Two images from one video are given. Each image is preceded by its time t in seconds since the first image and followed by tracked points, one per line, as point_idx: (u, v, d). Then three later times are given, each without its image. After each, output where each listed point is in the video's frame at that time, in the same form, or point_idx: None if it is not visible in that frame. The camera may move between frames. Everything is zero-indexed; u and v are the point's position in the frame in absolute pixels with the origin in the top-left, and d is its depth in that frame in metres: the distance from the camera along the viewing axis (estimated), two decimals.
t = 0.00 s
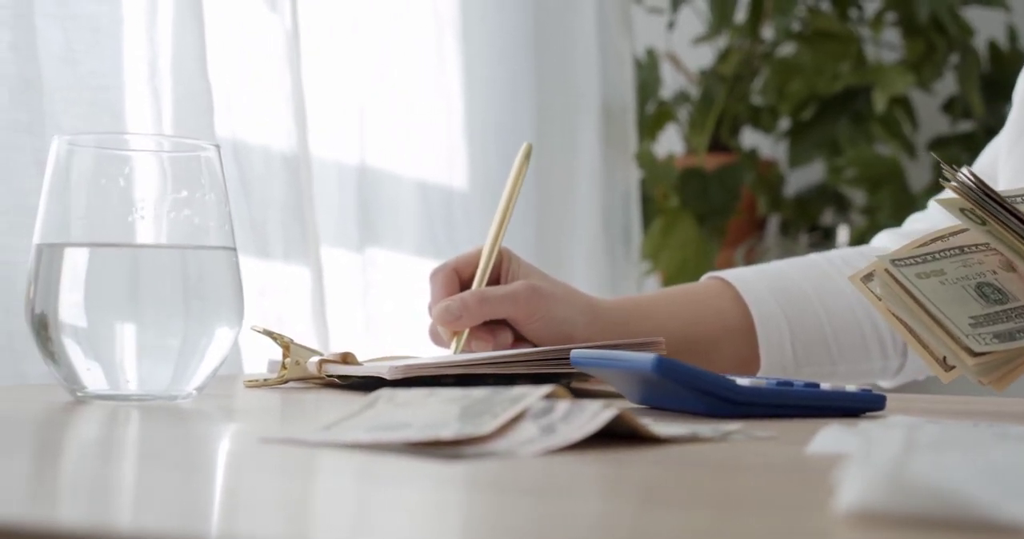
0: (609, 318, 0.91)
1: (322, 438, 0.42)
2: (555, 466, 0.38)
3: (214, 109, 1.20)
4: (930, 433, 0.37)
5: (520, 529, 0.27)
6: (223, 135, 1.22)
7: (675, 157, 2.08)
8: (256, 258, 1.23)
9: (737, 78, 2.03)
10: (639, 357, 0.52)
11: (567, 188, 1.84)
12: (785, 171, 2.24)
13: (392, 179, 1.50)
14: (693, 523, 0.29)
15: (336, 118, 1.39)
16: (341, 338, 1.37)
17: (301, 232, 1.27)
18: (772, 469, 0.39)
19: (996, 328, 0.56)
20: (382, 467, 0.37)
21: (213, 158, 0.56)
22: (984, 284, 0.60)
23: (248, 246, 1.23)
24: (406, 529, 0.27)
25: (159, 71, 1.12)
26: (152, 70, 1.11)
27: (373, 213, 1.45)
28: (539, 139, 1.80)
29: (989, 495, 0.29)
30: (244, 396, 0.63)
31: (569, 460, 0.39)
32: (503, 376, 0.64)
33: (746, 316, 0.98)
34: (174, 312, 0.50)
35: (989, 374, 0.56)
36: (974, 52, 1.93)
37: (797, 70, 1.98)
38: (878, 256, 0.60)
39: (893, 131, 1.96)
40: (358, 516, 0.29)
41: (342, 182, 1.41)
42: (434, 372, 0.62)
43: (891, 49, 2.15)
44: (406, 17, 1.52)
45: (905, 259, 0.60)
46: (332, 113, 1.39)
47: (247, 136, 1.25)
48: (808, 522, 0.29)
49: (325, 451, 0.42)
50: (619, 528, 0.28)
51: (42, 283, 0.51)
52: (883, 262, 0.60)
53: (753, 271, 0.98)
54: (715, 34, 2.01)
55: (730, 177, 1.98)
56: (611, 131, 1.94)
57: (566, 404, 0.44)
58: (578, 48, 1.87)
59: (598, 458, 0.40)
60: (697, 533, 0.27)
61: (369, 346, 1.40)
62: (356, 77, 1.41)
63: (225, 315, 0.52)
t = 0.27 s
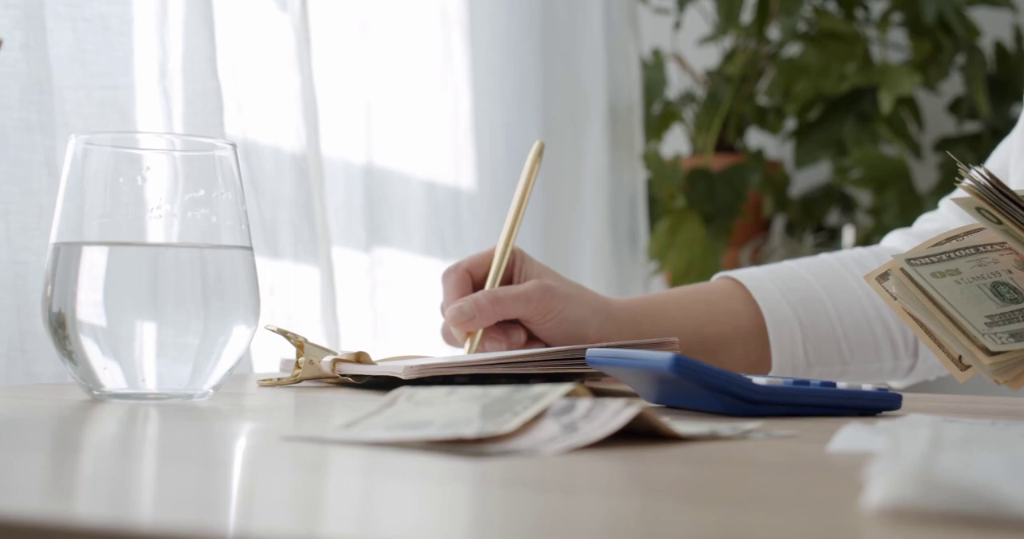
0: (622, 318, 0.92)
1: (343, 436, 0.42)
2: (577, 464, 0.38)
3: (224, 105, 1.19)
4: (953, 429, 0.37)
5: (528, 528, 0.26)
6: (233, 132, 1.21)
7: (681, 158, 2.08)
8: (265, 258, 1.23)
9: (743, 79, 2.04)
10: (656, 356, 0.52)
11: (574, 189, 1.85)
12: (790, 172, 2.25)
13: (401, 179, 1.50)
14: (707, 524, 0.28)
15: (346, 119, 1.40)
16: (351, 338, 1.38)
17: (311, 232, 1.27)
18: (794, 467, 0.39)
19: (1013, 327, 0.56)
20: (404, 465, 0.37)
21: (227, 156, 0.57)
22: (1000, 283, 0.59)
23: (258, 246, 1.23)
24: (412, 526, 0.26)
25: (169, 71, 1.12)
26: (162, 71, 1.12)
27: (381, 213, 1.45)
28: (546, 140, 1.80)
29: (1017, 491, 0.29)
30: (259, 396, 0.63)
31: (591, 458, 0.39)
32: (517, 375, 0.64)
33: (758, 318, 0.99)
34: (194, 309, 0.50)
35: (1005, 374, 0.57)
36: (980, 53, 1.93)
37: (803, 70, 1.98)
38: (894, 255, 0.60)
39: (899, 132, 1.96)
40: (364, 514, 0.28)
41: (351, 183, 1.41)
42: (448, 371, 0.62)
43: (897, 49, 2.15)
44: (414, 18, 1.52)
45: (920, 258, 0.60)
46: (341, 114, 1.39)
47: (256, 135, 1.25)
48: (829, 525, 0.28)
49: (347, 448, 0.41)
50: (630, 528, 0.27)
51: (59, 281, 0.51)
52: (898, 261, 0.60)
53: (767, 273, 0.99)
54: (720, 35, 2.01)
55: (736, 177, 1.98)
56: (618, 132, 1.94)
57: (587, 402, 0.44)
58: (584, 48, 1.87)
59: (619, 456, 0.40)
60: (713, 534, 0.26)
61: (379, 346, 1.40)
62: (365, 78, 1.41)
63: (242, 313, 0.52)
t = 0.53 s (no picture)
0: (631, 316, 0.92)
1: (360, 435, 0.42)
2: (595, 462, 0.38)
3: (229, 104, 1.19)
4: (972, 426, 0.37)
5: (535, 528, 0.26)
6: (238, 130, 1.21)
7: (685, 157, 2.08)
8: (272, 257, 1.23)
9: (747, 78, 2.04)
10: (669, 355, 0.52)
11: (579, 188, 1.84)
12: (794, 171, 2.25)
13: (406, 180, 1.50)
14: (720, 523, 0.27)
15: (351, 118, 1.40)
16: (357, 338, 1.38)
17: (317, 232, 1.27)
18: (812, 465, 0.39)
19: None
20: (422, 463, 0.37)
21: (241, 156, 0.56)
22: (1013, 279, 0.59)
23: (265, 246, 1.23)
24: (415, 526, 0.26)
25: (175, 71, 1.12)
26: (169, 71, 1.12)
27: (387, 213, 1.45)
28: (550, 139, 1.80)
29: None
30: (270, 395, 0.63)
31: (609, 456, 0.39)
32: (528, 375, 0.64)
33: (767, 317, 0.99)
34: (209, 308, 0.50)
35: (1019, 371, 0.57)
36: (985, 52, 1.93)
37: (807, 69, 1.98)
38: (905, 251, 0.60)
39: (903, 131, 1.96)
40: (369, 513, 0.28)
41: (357, 183, 1.41)
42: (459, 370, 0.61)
43: (901, 48, 2.15)
44: (418, 17, 1.52)
45: (932, 255, 0.60)
46: (347, 113, 1.39)
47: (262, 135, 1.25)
48: (847, 524, 0.28)
49: (365, 447, 0.41)
50: (640, 528, 0.26)
51: (72, 280, 0.51)
52: (910, 259, 0.60)
53: (775, 272, 0.98)
54: (724, 35, 2.01)
55: (741, 176, 1.98)
56: (622, 131, 1.94)
57: (603, 401, 0.44)
58: (588, 48, 1.87)
59: (637, 454, 0.40)
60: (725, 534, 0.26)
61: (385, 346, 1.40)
62: (370, 77, 1.41)
63: (256, 312, 0.52)
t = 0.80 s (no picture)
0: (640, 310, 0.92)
1: (378, 431, 0.42)
2: (613, 459, 0.38)
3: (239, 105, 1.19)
4: (992, 423, 0.37)
5: (532, 527, 0.25)
6: (247, 130, 1.21)
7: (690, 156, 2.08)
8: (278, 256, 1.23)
9: (752, 78, 2.04)
10: (683, 353, 0.52)
11: (583, 187, 1.84)
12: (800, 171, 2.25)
13: (412, 179, 1.51)
14: (726, 523, 0.27)
15: (358, 118, 1.40)
16: (363, 337, 1.38)
17: (323, 231, 1.27)
18: (831, 462, 0.38)
19: None
20: (441, 459, 0.37)
21: (254, 152, 0.56)
22: None
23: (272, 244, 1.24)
24: (411, 526, 0.25)
25: (183, 70, 1.12)
26: (177, 70, 1.12)
27: (393, 212, 1.45)
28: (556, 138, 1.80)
29: None
30: (282, 393, 0.64)
31: (627, 452, 0.39)
32: (541, 373, 0.64)
33: (779, 319, 1.00)
34: (224, 307, 0.50)
35: None
36: (991, 52, 1.92)
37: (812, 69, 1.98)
38: (919, 249, 0.60)
39: (909, 130, 1.96)
40: (369, 513, 0.27)
41: (364, 182, 1.41)
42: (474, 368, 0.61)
43: (906, 48, 2.15)
44: (424, 16, 1.52)
45: (945, 254, 0.60)
46: (354, 113, 1.39)
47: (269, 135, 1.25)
48: (866, 523, 0.27)
49: (383, 444, 0.41)
50: (642, 528, 0.25)
51: (87, 278, 0.51)
52: (923, 256, 0.59)
53: (789, 276, 0.99)
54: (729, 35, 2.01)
55: (746, 176, 1.98)
56: (627, 131, 1.95)
57: (620, 397, 0.44)
58: (593, 48, 1.87)
59: (655, 450, 0.40)
60: (734, 534, 0.25)
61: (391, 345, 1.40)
62: (377, 77, 1.42)
63: (270, 310, 0.52)
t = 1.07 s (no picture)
0: (646, 313, 0.92)
1: (394, 431, 0.42)
2: (630, 458, 0.38)
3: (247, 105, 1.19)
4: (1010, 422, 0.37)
5: (540, 528, 0.25)
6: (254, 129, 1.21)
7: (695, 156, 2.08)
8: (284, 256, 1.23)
9: (757, 78, 2.04)
10: (695, 352, 0.52)
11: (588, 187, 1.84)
12: (804, 171, 2.25)
13: (418, 180, 1.51)
14: (740, 523, 0.26)
15: (364, 118, 1.40)
16: (369, 337, 1.38)
17: (328, 230, 1.27)
18: (848, 461, 0.38)
19: None
20: (459, 459, 0.37)
21: (266, 151, 0.56)
22: None
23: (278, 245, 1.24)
24: (420, 525, 0.25)
25: (191, 70, 1.13)
26: (185, 70, 1.12)
27: (399, 212, 1.45)
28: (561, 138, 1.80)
29: None
30: (293, 393, 0.64)
31: (644, 451, 0.39)
32: (552, 373, 0.64)
33: (787, 317, 1.00)
34: (238, 307, 0.50)
35: None
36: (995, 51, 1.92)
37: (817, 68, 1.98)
38: (930, 248, 0.60)
39: (914, 130, 1.96)
40: (377, 512, 0.27)
41: (370, 183, 1.41)
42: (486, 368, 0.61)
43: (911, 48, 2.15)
44: (429, 17, 1.52)
45: (957, 253, 0.60)
46: (359, 113, 1.39)
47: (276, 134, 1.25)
48: (883, 522, 0.27)
49: (399, 443, 0.41)
50: (649, 529, 0.25)
51: (100, 279, 0.51)
52: (935, 255, 0.59)
53: (797, 272, 0.99)
54: (734, 35, 2.01)
55: (751, 176, 1.98)
56: (631, 131, 1.95)
57: (636, 397, 0.44)
58: (597, 48, 1.87)
59: (672, 450, 0.40)
60: (745, 533, 0.25)
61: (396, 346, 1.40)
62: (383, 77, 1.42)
63: (282, 311, 0.52)
